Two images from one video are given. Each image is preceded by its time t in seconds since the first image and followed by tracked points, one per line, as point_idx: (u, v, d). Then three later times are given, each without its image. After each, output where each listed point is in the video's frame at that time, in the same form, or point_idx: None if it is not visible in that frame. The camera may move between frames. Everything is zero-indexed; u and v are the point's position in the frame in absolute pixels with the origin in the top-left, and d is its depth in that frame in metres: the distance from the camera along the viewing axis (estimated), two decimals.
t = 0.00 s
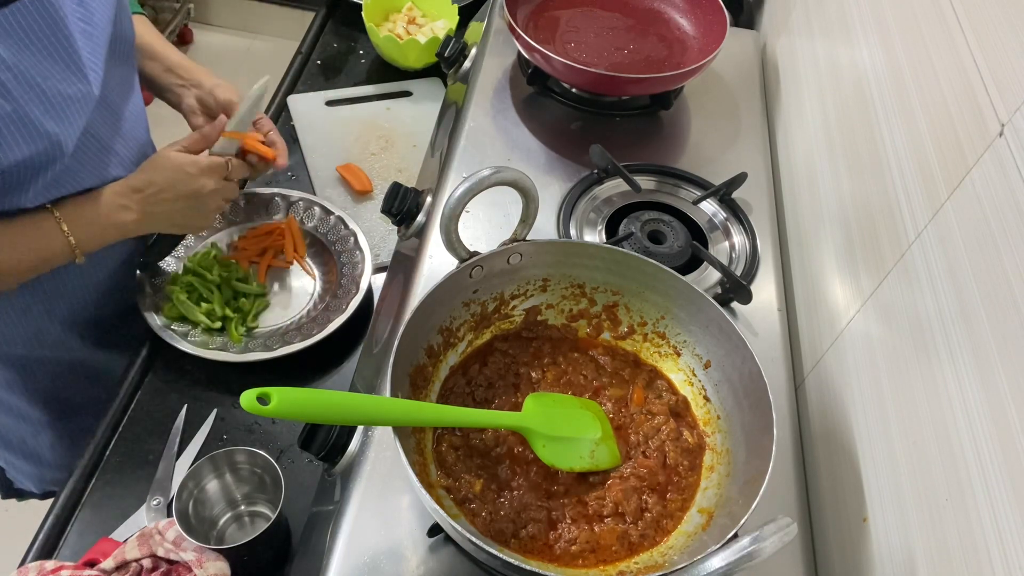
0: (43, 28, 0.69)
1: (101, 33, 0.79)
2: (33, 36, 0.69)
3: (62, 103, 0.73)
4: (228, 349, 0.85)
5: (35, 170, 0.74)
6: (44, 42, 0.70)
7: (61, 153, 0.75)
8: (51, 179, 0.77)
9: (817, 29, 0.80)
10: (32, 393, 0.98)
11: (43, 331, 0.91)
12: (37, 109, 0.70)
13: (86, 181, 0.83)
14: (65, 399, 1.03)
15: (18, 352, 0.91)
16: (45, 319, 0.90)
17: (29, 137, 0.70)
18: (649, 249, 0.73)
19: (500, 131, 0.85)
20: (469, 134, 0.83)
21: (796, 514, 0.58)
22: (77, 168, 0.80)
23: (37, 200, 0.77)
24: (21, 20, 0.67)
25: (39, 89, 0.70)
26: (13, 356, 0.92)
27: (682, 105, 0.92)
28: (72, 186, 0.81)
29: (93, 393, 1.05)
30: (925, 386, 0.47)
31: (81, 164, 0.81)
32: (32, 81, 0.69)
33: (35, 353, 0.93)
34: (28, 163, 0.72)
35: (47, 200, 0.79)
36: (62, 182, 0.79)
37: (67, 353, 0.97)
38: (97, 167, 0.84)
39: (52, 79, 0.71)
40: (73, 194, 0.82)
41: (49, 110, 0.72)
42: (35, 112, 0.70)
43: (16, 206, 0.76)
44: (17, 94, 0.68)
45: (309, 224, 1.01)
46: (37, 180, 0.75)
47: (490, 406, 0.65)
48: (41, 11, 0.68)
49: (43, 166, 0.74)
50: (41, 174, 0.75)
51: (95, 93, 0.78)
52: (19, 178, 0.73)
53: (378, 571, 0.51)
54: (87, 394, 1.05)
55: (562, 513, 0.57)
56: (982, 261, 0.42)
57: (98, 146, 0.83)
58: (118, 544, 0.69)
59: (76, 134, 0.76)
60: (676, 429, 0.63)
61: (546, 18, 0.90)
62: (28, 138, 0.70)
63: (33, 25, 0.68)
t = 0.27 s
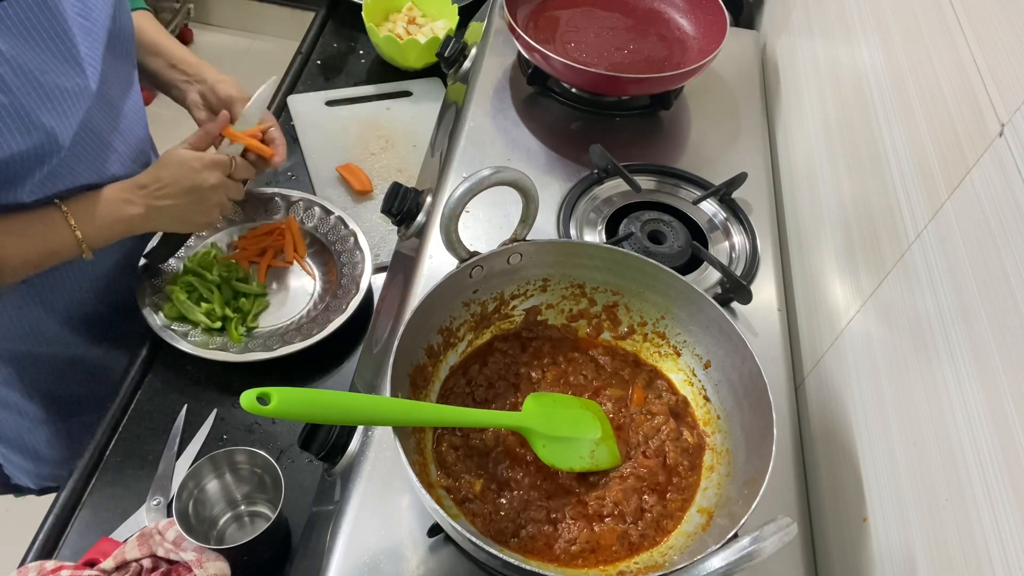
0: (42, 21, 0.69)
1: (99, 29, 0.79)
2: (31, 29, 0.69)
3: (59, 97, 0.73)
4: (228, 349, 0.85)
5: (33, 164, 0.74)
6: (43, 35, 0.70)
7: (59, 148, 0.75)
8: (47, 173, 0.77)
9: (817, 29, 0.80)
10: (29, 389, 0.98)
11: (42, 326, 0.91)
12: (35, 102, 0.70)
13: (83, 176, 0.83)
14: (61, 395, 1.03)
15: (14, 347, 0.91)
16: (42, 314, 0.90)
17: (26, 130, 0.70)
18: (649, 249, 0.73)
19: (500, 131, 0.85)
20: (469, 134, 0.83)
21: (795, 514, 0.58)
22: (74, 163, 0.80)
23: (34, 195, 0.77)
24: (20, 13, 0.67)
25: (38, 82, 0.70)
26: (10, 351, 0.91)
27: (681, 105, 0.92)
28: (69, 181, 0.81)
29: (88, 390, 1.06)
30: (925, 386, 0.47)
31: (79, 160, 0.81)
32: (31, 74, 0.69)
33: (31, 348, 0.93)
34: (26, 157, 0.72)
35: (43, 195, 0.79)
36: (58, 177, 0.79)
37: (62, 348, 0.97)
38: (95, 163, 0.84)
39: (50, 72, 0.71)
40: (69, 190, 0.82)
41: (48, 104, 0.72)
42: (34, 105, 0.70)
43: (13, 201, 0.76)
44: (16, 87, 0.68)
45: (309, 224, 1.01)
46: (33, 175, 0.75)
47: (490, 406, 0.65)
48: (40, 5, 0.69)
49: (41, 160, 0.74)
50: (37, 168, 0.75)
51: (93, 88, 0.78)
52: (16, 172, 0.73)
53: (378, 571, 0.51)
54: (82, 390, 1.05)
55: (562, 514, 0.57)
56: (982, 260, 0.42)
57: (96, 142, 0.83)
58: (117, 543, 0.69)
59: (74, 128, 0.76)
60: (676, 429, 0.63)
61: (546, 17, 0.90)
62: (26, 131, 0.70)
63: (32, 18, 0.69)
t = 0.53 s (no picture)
0: (42, 20, 0.69)
1: (99, 29, 0.79)
2: (31, 28, 0.69)
3: (59, 96, 0.72)
4: (227, 349, 0.85)
5: (32, 163, 0.74)
6: (43, 34, 0.70)
7: (58, 147, 0.74)
8: (46, 173, 0.76)
9: (817, 29, 0.80)
10: (29, 389, 0.97)
11: (41, 326, 0.91)
12: (35, 101, 0.70)
13: (82, 176, 0.82)
14: (59, 395, 1.02)
15: (13, 348, 0.91)
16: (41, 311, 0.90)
17: (25, 129, 0.69)
18: (649, 249, 0.73)
19: (500, 131, 0.85)
20: (469, 134, 0.83)
21: (795, 514, 0.58)
22: (74, 163, 0.80)
23: (33, 195, 0.77)
24: (19, 12, 0.67)
25: (37, 81, 0.70)
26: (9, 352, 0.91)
27: (681, 105, 0.92)
28: (69, 181, 0.81)
29: (86, 389, 1.05)
30: (925, 385, 0.47)
31: (79, 160, 0.81)
32: (31, 73, 0.69)
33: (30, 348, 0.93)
34: (25, 156, 0.72)
35: (43, 195, 0.78)
36: (58, 176, 0.78)
37: (61, 348, 0.97)
38: (94, 163, 0.84)
39: (50, 71, 0.71)
40: (69, 190, 0.81)
41: (48, 103, 0.71)
42: (33, 104, 0.70)
43: (13, 200, 0.75)
44: (16, 86, 0.68)
45: (309, 224, 1.01)
46: (33, 174, 0.75)
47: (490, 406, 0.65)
48: (41, 4, 0.69)
49: (40, 159, 0.74)
50: (37, 168, 0.75)
51: (93, 88, 0.78)
52: (15, 171, 0.73)
53: (378, 571, 0.51)
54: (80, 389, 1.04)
55: (562, 514, 0.57)
56: (982, 260, 0.42)
57: (95, 141, 0.83)
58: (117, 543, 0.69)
59: (73, 128, 0.76)
60: (676, 430, 0.63)
61: (546, 17, 0.90)
62: (25, 129, 0.69)
63: (32, 17, 0.69)
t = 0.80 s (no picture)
0: (40, 21, 0.69)
1: (98, 30, 0.79)
2: (29, 29, 0.69)
3: (57, 97, 0.72)
4: (227, 349, 0.85)
5: (29, 163, 0.74)
6: (41, 35, 0.70)
7: (55, 147, 0.74)
8: (43, 173, 0.77)
9: (817, 29, 0.80)
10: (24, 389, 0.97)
11: (41, 326, 0.91)
12: (32, 102, 0.70)
13: (80, 176, 0.82)
14: (55, 393, 1.03)
15: (9, 348, 0.91)
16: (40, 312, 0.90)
17: (21, 130, 0.70)
18: (649, 249, 0.73)
19: (500, 131, 0.85)
20: (469, 134, 0.83)
21: (795, 514, 0.58)
22: (71, 163, 0.80)
23: (30, 194, 0.77)
24: (17, 13, 0.67)
25: (35, 82, 0.70)
26: (5, 353, 0.91)
27: (681, 105, 0.92)
28: (66, 181, 0.81)
29: (83, 387, 1.05)
30: (925, 386, 0.47)
31: (76, 160, 0.81)
32: (29, 74, 0.69)
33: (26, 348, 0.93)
34: (21, 156, 0.72)
35: (39, 195, 0.79)
36: (54, 176, 0.79)
37: (57, 349, 0.97)
38: (92, 163, 0.84)
39: (48, 72, 0.71)
40: (66, 189, 0.82)
41: (45, 104, 0.71)
42: (30, 105, 0.70)
43: (9, 200, 0.75)
44: (13, 87, 0.68)
45: (309, 224, 1.01)
46: (29, 174, 0.75)
47: (490, 406, 0.65)
48: (39, 5, 0.68)
49: (36, 160, 0.74)
50: (34, 168, 0.75)
51: (91, 89, 0.78)
52: (12, 171, 0.73)
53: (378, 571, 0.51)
54: (77, 388, 1.05)
55: (562, 514, 0.57)
56: (981, 260, 0.42)
57: (93, 142, 0.83)
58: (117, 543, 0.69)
59: (71, 129, 0.76)
60: (676, 430, 0.63)
61: (546, 17, 0.90)
62: (21, 130, 0.70)
63: (30, 18, 0.68)
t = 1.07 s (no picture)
0: (35, 21, 0.69)
1: (95, 29, 0.79)
2: (25, 28, 0.69)
3: (52, 96, 0.72)
4: (227, 349, 0.84)
5: (26, 164, 0.74)
6: (37, 35, 0.70)
7: (51, 147, 0.74)
8: (38, 173, 0.76)
9: (817, 29, 0.80)
10: (25, 390, 0.98)
11: (41, 326, 0.91)
12: (29, 102, 0.70)
13: (77, 177, 0.82)
14: (55, 394, 1.03)
15: (9, 349, 0.91)
16: (40, 311, 0.90)
17: (18, 129, 0.69)
18: (649, 249, 0.73)
19: (500, 131, 0.85)
20: (469, 134, 0.83)
21: (796, 514, 0.58)
22: (68, 163, 0.80)
23: (26, 195, 0.77)
24: (14, 12, 0.67)
25: (31, 81, 0.70)
26: (4, 354, 0.91)
27: (681, 105, 0.92)
28: (63, 182, 0.81)
29: (82, 387, 1.06)
30: (924, 386, 0.47)
31: (73, 160, 0.81)
32: (26, 74, 0.69)
33: (27, 349, 0.93)
34: (18, 156, 0.71)
35: (36, 196, 0.78)
36: (50, 176, 0.78)
37: (57, 349, 0.97)
38: (89, 163, 0.84)
39: (44, 72, 0.71)
40: (64, 190, 0.81)
41: (42, 104, 0.72)
42: (26, 105, 0.70)
43: (5, 200, 0.75)
44: (10, 86, 0.68)
45: (309, 224, 1.01)
46: (25, 174, 0.75)
47: (490, 406, 0.65)
48: (35, 5, 0.69)
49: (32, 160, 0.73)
50: (30, 168, 0.75)
51: (87, 89, 0.78)
52: (8, 170, 0.72)
53: (378, 571, 0.51)
54: (75, 388, 1.05)
55: (562, 514, 0.57)
56: (981, 260, 0.42)
57: (90, 142, 0.83)
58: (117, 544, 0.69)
59: (67, 128, 0.76)
60: (676, 430, 0.63)
61: (546, 18, 0.90)
62: (18, 130, 0.69)
63: (26, 18, 0.69)
